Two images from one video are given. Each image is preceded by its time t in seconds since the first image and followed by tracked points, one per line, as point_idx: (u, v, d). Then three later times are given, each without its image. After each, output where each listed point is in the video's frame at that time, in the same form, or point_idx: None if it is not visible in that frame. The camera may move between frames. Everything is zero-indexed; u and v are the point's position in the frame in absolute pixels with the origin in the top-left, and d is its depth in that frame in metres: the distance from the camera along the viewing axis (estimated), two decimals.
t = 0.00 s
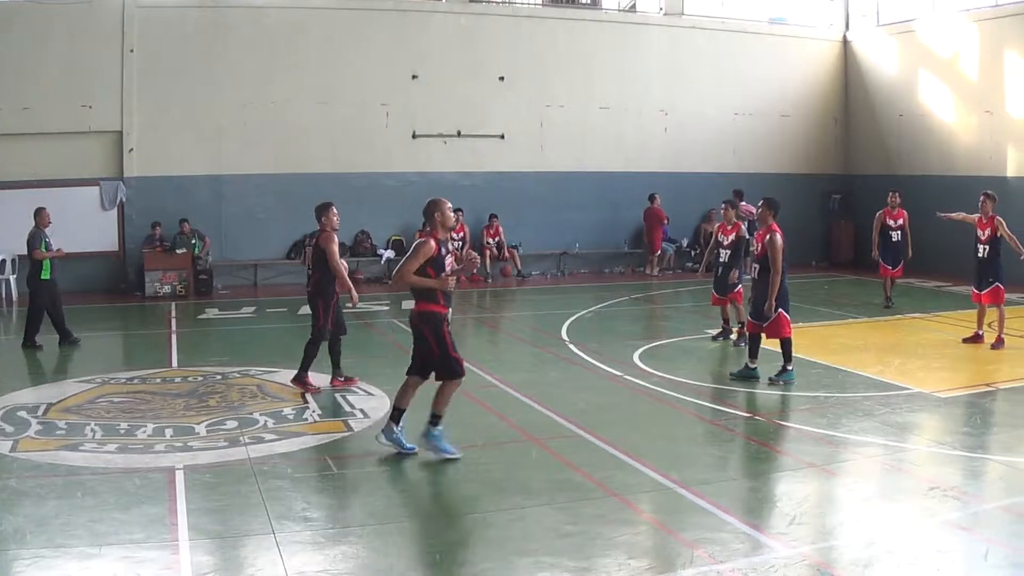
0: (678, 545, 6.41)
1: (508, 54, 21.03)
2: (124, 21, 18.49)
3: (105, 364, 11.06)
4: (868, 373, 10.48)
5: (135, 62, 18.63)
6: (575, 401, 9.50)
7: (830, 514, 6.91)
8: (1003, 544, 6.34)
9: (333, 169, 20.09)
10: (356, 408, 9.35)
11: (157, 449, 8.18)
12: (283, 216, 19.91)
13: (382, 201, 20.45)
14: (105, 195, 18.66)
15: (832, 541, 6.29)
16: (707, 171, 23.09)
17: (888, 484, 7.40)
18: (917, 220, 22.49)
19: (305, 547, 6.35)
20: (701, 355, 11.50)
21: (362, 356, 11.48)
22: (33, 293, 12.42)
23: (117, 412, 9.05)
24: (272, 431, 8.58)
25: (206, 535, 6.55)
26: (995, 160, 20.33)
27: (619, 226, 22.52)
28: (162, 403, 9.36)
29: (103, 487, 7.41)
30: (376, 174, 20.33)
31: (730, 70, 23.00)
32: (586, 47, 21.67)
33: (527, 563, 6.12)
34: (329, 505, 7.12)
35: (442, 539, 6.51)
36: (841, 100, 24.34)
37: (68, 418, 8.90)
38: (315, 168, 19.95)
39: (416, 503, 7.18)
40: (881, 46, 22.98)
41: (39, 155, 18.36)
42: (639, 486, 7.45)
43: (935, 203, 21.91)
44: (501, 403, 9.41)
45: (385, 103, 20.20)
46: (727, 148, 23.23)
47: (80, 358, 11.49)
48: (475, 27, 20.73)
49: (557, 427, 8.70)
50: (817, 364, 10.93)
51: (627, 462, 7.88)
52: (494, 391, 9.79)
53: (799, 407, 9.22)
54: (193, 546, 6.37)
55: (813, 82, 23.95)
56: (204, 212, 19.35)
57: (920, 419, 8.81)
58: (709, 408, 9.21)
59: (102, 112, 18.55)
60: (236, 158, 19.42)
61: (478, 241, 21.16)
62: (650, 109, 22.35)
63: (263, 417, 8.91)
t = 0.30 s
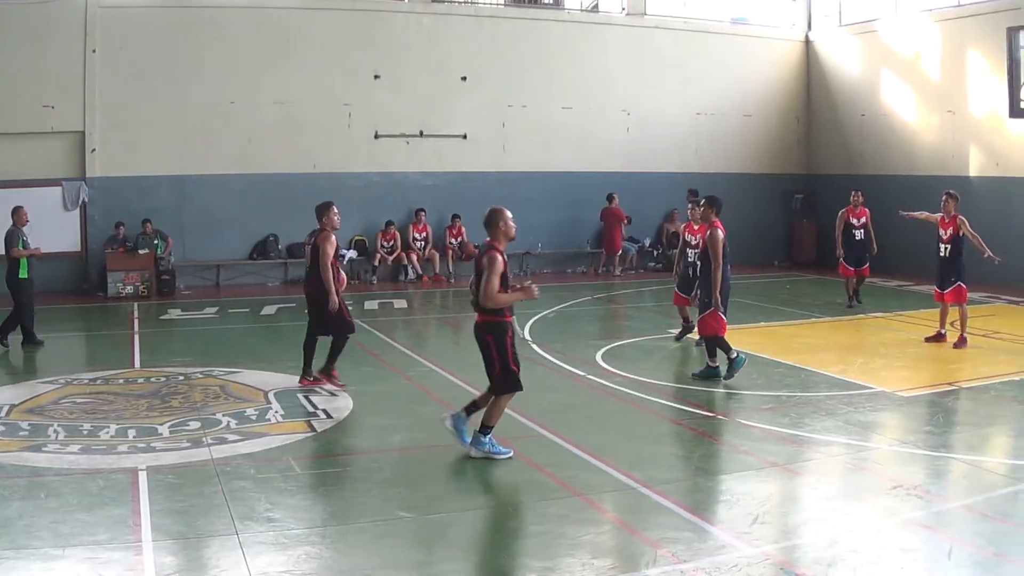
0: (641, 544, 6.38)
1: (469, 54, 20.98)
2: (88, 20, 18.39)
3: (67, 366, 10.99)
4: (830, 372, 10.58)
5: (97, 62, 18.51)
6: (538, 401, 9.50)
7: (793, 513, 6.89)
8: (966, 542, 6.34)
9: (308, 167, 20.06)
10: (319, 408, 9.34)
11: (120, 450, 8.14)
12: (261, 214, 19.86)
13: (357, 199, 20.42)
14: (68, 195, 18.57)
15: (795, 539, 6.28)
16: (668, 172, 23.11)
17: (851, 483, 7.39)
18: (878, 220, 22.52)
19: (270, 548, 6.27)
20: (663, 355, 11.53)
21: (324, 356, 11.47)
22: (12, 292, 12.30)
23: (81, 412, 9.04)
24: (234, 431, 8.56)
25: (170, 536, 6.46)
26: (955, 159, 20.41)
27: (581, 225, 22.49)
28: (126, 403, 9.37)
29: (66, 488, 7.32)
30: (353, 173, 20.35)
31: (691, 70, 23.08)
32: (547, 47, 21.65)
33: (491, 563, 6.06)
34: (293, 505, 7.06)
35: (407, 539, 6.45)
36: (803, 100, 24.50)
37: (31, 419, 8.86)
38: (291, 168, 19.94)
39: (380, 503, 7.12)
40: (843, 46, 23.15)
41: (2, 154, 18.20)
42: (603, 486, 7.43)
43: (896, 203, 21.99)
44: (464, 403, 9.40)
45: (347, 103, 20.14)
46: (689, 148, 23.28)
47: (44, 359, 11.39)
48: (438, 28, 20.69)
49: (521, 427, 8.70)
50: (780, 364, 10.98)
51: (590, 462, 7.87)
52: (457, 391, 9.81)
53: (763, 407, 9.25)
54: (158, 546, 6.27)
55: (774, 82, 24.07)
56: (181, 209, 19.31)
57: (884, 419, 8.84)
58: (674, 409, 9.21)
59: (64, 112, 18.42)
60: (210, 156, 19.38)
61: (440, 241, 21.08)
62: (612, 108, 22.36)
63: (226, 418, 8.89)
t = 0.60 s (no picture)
0: (617, 544, 6.38)
1: (445, 54, 20.98)
2: (64, 21, 18.35)
3: (44, 366, 10.95)
4: (806, 372, 10.60)
5: (74, 62, 18.47)
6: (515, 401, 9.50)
7: (770, 513, 6.89)
8: (943, 542, 6.34)
9: (293, 167, 20.08)
10: (296, 408, 9.34)
11: (97, 450, 8.12)
12: (248, 215, 19.88)
13: (343, 199, 20.45)
14: (44, 196, 18.45)
15: (772, 540, 6.27)
16: (645, 171, 23.13)
17: (827, 483, 7.40)
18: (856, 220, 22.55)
19: (247, 548, 6.25)
20: (640, 355, 11.55)
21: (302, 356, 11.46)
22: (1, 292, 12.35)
23: (57, 412, 9.03)
24: (211, 431, 8.55)
25: (147, 536, 6.43)
26: (931, 159, 20.44)
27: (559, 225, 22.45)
28: (102, 404, 9.36)
29: (43, 488, 7.29)
30: (340, 173, 20.38)
31: (667, 70, 23.10)
32: (521, 46, 21.64)
33: (468, 564, 6.06)
34: (269, 505, 7.04)
35: (384, 540, 6.43)
36: (780, 99, 24.57)
37: (8, 419, 8.84)
38: (278, 169, 19.98)
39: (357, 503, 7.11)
40: (819, 46, 23.21)
41: None
42: (579, 486, 7.42)
43: (872, 203, 22.03)
44: (440, 404, 9.41)
45: (324, 103, 20.11)
46: (665, 147, 23.31)
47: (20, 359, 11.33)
48: (414, 28, 20.70)
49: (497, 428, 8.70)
50: (757, 364, 11.00)
51: (567, 463, 7.86)
52: (434, 391, 9.81)
53: (740, 407, 9.27)
54: (135, 547, 6.24)
55: (750, 82, 24.12)
56: (168, 209, 19.34)
57: (861, 418, 8.87)
58: (652, 409, 9.22)
59: (41, 112, 18.37)
60: (195, 155, 19.43)
61: (416, 241, 21.10)
62: (588, 108, 22.38)
63: (203, 419, 8.88)
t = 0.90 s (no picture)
0: (615, 544, 6.38)
1: (442, 54, 20.98)
2: (60, 20, 18.33)
3: (41, 366, 10.95)
4: (804, 372, 10.61)
5: (71, 62, 18.47)
6: (512, 401, 9.50)
7: (768, 513, 6.89)
8: (941, 542, 6.34)
9: (291, 168, 20.08)
10: (294, 408, 9.34)
11: (95, 450, 8.13)
12: (247, 215, 19.89)
13: (342, 199, 20.47)
14: (42, 196, 18.46)
15: (770, 540, 6.27)
16: (642, 171, 23.12)
17: (824, 483, 7.40)
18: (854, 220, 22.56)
19: (244, 548, 6.25)
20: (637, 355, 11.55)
21: (299, 356, 11.46)
22: (18, 294, 12.36)
23: (55, 413, 9.03)
24: (209, 431, 8.55)
25: (145, 536, 6.43)
26: (928, 159, 20.45)
27: (555, 225, 22.45)
28: (99, 404, 9.35)
29: (40, 488, 7.29)
30: (338, 173, 20.39)
31: (664, 70, 23.10)
32: (518, 46, 21.63)
33: (465, 563, 6.06)
34: (267, 505, 7.04)
35: (381, 540, 6.43)
36: (778, 99, 24.57)
37: (6, 419, 8.85)
38: (276, 169, 19.99)
39: (355, 503, 7.10)
40: (817, 47, 23.21)
41: None
42: (577, 486, 7.42)
43: (869, 203, 22.04)
44: (438, 404, 9.41)
45: (321, 103, 20.11)
46: (662, 147, 23.30)
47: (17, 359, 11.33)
48: (411, 28, 20.69)
49: (495, 428, 8.70)
50: (754, 364, 11.00)
51: (564, 463, 7.86)
52: (431, 391, 9.81)
53: (737, 407, 9.28)
54: (132, 547, 6.24)
55: (748, 82, 24.12)
56: (167, 209, 19.34)
57: (859, 418, 8.88)
58: (650, 409, 9.22)
59: (39, 112, 18.37)
60: (193, 155, 19.43)
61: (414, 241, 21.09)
62: (585, 108, 22.39)
63: (201, 419, 8.88)
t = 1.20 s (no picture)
0: (616, 544, 6.38)
1: (444, 54, 20.98)
2: (61, 21, 18.35)
3: (43, 366, 10.95)
4: (806, 372, 10.60)
5: (73, 62, 18.49)
6: (514, 401, 9.50)
7: (769, 513, 6.90)
8: (943, 542, 6.34)
9: (292, 168, 20.08)
10: (295, 408, 9.34)
11: (96, 450, 8.13)
12: (248, 215, 19.90)
13: (343, 199, 20.48)
14: (43, 196, 18.42)
15: (771, 540, 6.28)
16: (643, 171, 23.11)
17: (826, 483, 7.40)
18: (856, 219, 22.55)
19: (246, 548, 6.25)
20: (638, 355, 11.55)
21: (300, 356, 11.46)
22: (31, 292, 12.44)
23: (56, 413, 9.02)
24: (210, 431, 8.56)
25: (146, 536, 6.43)
26: (930, 159, 20.45)
27: (555, 225, 22.45)
28: (101, 404, 9.35)
29: (42, 488, 7.29)
30: (340, 173, 20.40)
31: (666, 69, 23.08)
32: (520, 47, 21.63)
33: (467, 563, 6.06)
34: (268, 505, 7.04)
35: (383, 540, 6.43)
36: (779, 99, 24.58)
37: (7, 419, 8.84)
38: (277, 169, 19.99)
39: (357, 504, 7.10)
40: (818, 47, 23.21)
41: None
42: (579, 486, 7.42)
43: (871, 203, 22.02)
44: (439, 404, 9.40)
45: (322, 103, 20.11)
46: (664, 146, 23.29)
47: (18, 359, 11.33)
48: (413, 28, 20.70)
49: (497, 428, 8.70)
50: (756, 364, 11.00)
51: (565, 462, 7.86)
52: (432, 391, 9.82)
53: (739, 407, 9.28)
54: (134, 547, 6.24)
55: (749, 82, 24.12)
56: (168, 209, 19.35)
57: (861, 418, 8.88)
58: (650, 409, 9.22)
59: (40, 112, 18.39)
60: (195, 155, 19.42)
61: (416, 241, 21.09)
62: (586, 109, 22.38)
63: (202, 419, 8.88)
